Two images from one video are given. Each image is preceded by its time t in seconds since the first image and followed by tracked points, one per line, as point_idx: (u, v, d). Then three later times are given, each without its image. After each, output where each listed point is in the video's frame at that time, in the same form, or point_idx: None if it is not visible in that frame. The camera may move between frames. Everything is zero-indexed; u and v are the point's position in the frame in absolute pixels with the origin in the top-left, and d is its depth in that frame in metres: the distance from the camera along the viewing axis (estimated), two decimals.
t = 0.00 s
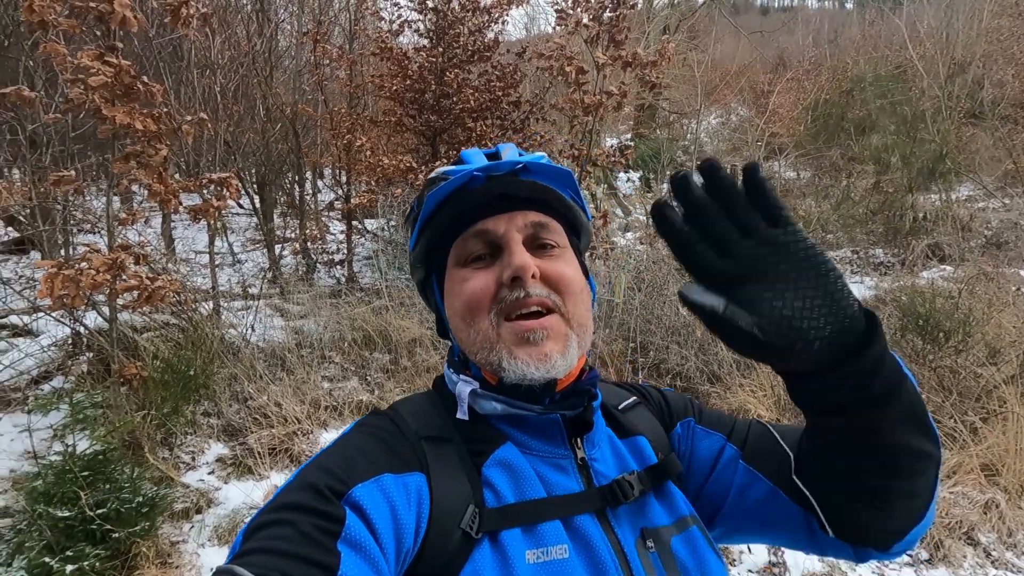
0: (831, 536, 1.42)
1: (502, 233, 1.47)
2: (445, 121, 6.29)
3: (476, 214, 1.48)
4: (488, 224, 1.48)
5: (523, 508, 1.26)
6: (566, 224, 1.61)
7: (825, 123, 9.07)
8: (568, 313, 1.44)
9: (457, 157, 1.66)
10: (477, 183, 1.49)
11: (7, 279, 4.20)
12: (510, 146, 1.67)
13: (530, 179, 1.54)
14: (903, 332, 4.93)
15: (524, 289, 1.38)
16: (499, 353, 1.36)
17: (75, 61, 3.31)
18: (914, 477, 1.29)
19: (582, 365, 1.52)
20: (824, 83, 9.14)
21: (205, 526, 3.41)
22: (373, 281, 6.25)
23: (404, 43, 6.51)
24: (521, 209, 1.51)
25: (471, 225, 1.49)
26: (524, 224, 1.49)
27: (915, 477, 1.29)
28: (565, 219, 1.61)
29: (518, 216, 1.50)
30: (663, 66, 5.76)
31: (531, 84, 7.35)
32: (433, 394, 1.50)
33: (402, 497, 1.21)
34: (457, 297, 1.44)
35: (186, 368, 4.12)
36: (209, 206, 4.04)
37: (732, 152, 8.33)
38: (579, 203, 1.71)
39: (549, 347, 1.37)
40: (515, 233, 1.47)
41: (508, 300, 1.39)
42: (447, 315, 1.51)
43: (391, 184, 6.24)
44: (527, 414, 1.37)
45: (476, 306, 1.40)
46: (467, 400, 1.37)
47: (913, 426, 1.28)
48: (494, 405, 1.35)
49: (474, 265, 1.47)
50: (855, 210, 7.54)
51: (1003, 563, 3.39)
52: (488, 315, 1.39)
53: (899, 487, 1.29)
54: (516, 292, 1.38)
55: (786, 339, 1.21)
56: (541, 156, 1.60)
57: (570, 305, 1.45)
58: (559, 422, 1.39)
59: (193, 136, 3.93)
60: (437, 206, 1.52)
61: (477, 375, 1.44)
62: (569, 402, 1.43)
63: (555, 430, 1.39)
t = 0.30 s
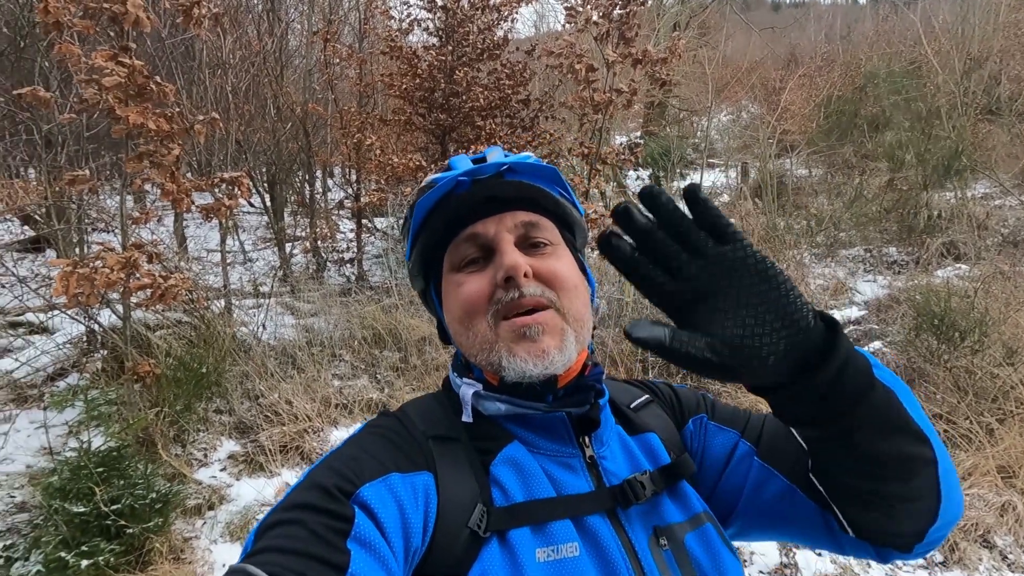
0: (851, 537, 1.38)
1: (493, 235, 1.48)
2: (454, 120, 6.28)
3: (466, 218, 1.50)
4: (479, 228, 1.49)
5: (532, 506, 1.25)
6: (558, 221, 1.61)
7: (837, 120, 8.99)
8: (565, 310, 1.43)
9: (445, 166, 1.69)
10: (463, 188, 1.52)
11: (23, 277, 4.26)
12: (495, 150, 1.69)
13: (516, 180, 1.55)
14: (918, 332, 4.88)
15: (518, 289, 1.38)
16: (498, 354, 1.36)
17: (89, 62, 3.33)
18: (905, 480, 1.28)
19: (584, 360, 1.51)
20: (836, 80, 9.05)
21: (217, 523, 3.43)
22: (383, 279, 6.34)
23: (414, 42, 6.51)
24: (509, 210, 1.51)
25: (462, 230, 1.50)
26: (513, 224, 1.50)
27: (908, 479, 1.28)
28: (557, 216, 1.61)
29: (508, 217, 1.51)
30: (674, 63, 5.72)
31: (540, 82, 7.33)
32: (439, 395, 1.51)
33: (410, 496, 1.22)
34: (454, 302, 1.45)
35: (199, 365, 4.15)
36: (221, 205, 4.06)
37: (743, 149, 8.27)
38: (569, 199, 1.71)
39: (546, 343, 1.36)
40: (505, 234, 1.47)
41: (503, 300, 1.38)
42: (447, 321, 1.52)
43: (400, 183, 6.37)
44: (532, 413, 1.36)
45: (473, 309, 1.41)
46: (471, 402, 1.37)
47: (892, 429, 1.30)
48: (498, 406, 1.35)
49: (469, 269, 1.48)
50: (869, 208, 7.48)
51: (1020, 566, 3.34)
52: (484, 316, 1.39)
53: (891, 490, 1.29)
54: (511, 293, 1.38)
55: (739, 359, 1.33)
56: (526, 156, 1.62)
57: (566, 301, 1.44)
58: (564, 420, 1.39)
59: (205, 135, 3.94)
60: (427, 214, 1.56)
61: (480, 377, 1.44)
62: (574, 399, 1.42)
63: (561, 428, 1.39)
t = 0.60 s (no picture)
0: (856, 545, 1.40)
1: (493, 236, 1.47)
2: (458, 118, 6.26)
3: (465, 221, 1.49)
4: (479, 230, 1.48)
5: (537, 510, 1.24)
6: (559, 220, 1.60)
7: (844, 118, 8.93)
8: (567, 310, 1.42)
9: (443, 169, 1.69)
10: (461, 190, 1.51)
11: (30, 275, 4.29)
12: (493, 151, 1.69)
13: (514, 180, 1.54)
14: (925, 331, 4.84)
15: (518, 290, 1.37)
16: (500, 355, 1.36)
17: (95, 61, 3.34)
18: (922, 494, 1.27)
19: (588, 361, 1.50)
20: (843, 77, 9.00)
21: (222, 520, 3.43)
22: (387, 278, 6.35)
23: (419, 40, 6.50)
24: (508, 210, 1.51)
25: (462, 232, 1.50)
26: (513, 225, 1.49)
27: (924, 493, 1.26)
28: (557, 216, 1.60)
29: (507, 218, 1.50)
30: (679, 61, 5.69)
31: (545, 80, 7.32)
32: (444, 397, 1.50)
33: (415, 499, 1.21)
34: (455, 305, 1.44)
35: (204, 364, 4.16)
36: (226, 203, 4.06)
37: (749, 147, 8.22)
38: (570, 198, 1.70)
39: (549, 343, 1.36)
40: (504, 235, 1.46)
41: (504, 301, 1.38)
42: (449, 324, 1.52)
43: (405, 181, 6.38)
44: (536, 414, 1.35)
45: (474, 312, 1.40)
46: (474, 405, 1.36)
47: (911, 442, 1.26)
48: (501, 407, 1.34)
49: (469, 271, 1.47)
50: (875, 206, 7.43)
51: None
52: (486, 318, 1.39)
53: (910, 504, 1.27)
54: (512, 294, 1.37)
55: (753, 359, 1.26)
56: (525, 157, 1.61)
57: (568, 301, 1.43)
58: (569, 421, 1.38)
59: (209, 134, 3.95)
60: (426, 218, 1.56)
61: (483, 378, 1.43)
62: (578, 400, 1.42)
63: (566, 430, 1.38)
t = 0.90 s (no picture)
0: (858, 542, 1.38)
1: (504, 230, 1.47)
2: (459, 117, 6.26)
3: (477, 213, 1.49)
4: (490, 222, 1.48)
5: (540, 506, 1.24)
6: (569, 217, 1.60)
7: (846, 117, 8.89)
8: (576, 305, 1.43)
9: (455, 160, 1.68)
10: (474, 183, 1.50)
11: (33, 274, 4.30)
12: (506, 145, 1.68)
13: (527, 175, 1.54)
14: (927, 330, 4.83)
15: (529, 283, 1.38)
16: (508, 349, 1.36)
17: (96, 60, 3.34)
18: (918, 487, 1.26)
19: (595, 358, 1.50)
20: (845, 76, 8.98)
21: (223, 518, 3.44)
22: (388, 277, 6.36)
23: (420, 39, 6.50)
24: (521, 204, 1.50)
25: (473, 224, 1.49)
26: (525, 219, 1.49)
27: (920, 486, 1.26)
28: (568, 212, 1.60)
29: (519, 212, 1.50)
30: (680, 59, 5.68)
31: (546, 78, 7.31)
32: (448, 391, 1.51)
33: (418, 494, 1.21)
34: (465, 297, 1.44)
35: (205, 362, 4.17)
36: (227, 202, 4.07)
37: (751, 145, 8.19)
38: (580, 195, 1.70)
39: (558, 339, 1.37)
40: (516, 229, 1.46)
41: (513, 295, 1.38)
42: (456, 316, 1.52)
43: (406, 180, 6.39)
44: (541, 410, 1.36)
45: (483, 304, 1.40)
46: (480, 399, 1.37)
47: (904, 437, 1.26)
48: (507, 402, 1.35)
49: (479, 264, 1.47)
50: (877, 205, 7.43)
51: None
52: (495, 312, 1.39)
53: (907, 496, 1.27)
54: (522, 287, 1.38)
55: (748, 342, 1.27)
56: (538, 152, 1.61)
57: (577, 297, 1.44)
58: (574, 418, 1.38)
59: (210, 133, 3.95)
60: (437, 209, 1.55)
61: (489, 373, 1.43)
62: (584, 397, 1.41)
63: (571, 427, 1.38)
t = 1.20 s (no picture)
0: None
1: (502, 229, 1.46)
2: (458, 112, 6.25)
3: (474, 212, 1.47)
4: (488, 221, 1.47)
5: (541, 509, 1.25)
6: (569, 214, 1.59)
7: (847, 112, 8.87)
8: (575, 306, 1.44)
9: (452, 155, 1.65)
10: (472, 180, 1.48)
11: (32, 271, 4.30)
12: (506, 139, 1.65)
13: (526, 172, 1.52)
14: (926, 326, 4.83)
15: (527, 285, 1.38)
16: (507, 351, 1.36)
17: (94, 56, 3.33)
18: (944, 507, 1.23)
19: (596, 358, 1.50)
20: (846, 71, 8.96)
21: (223, 514, 3.45)
22: (388, 273, 6.36)
23: (419, 34, 6.48)
24: (520, 203, 1.49)
25: (471, 223, 1.47)
26: (524, 218, 1.48)
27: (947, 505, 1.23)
28: (568, 209, 1.59)
29: (518, 211, 1.48)
30: (680, 54, 5.66)
31: (546, 73, 7.29)
32: (448, 391, 1.50)
33: (416, 498, 1.21)
34: (462, 297, 1.44)
35: (204, 358, 4.18)
36: (225, 198, 4.06)
37: (751, 141, 8.17)
38: (581, 191, 1.68)
39: (557, 342, 1.37)
40: (515, 229, 1.45)
41: (511, 296, 1.38)
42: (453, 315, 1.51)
43: (405, 175, 6.38)
44: (541, 412, 1.36)
45: (481, 305, 1.40)
46: (479, 401, 1.36)
47: (946, 453, 1.22)
48: (506, 405, 1.35)
49: (476, 263, 1.46)
50: (877, 201, 7.41)
51: None
52: (493, 312, 1.39)
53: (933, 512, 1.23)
54: (521, 289, 1.38)
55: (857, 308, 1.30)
56: (537, 148, 1.58)
57: (575, 298, 1.44)
58: (574, 420, 1.38)
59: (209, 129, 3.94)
60: (434, 207, 1.53)
61: (487, 375, 1.43)
62: (584, 398, 1.41)
63: (571, 429, 1.38)
